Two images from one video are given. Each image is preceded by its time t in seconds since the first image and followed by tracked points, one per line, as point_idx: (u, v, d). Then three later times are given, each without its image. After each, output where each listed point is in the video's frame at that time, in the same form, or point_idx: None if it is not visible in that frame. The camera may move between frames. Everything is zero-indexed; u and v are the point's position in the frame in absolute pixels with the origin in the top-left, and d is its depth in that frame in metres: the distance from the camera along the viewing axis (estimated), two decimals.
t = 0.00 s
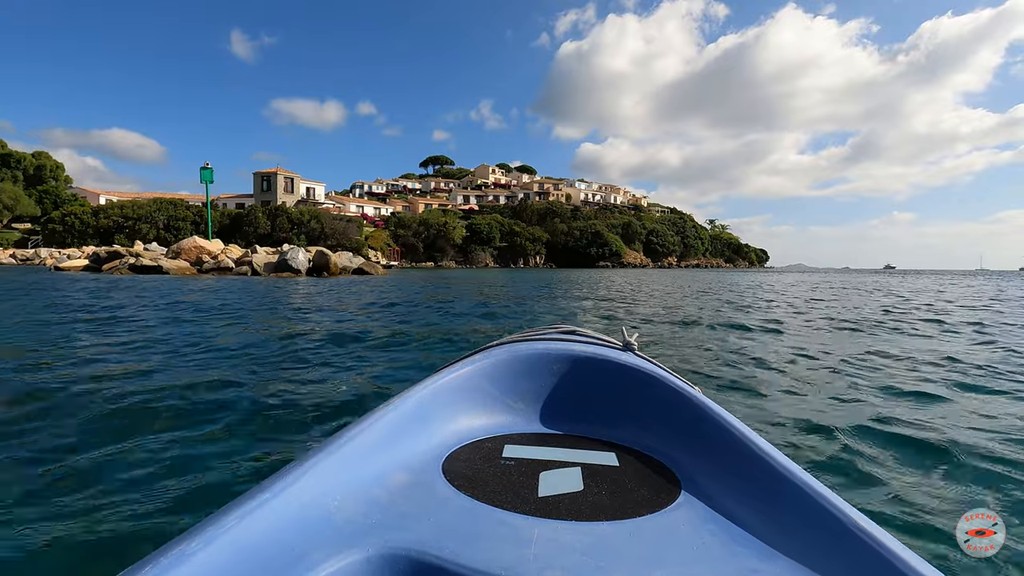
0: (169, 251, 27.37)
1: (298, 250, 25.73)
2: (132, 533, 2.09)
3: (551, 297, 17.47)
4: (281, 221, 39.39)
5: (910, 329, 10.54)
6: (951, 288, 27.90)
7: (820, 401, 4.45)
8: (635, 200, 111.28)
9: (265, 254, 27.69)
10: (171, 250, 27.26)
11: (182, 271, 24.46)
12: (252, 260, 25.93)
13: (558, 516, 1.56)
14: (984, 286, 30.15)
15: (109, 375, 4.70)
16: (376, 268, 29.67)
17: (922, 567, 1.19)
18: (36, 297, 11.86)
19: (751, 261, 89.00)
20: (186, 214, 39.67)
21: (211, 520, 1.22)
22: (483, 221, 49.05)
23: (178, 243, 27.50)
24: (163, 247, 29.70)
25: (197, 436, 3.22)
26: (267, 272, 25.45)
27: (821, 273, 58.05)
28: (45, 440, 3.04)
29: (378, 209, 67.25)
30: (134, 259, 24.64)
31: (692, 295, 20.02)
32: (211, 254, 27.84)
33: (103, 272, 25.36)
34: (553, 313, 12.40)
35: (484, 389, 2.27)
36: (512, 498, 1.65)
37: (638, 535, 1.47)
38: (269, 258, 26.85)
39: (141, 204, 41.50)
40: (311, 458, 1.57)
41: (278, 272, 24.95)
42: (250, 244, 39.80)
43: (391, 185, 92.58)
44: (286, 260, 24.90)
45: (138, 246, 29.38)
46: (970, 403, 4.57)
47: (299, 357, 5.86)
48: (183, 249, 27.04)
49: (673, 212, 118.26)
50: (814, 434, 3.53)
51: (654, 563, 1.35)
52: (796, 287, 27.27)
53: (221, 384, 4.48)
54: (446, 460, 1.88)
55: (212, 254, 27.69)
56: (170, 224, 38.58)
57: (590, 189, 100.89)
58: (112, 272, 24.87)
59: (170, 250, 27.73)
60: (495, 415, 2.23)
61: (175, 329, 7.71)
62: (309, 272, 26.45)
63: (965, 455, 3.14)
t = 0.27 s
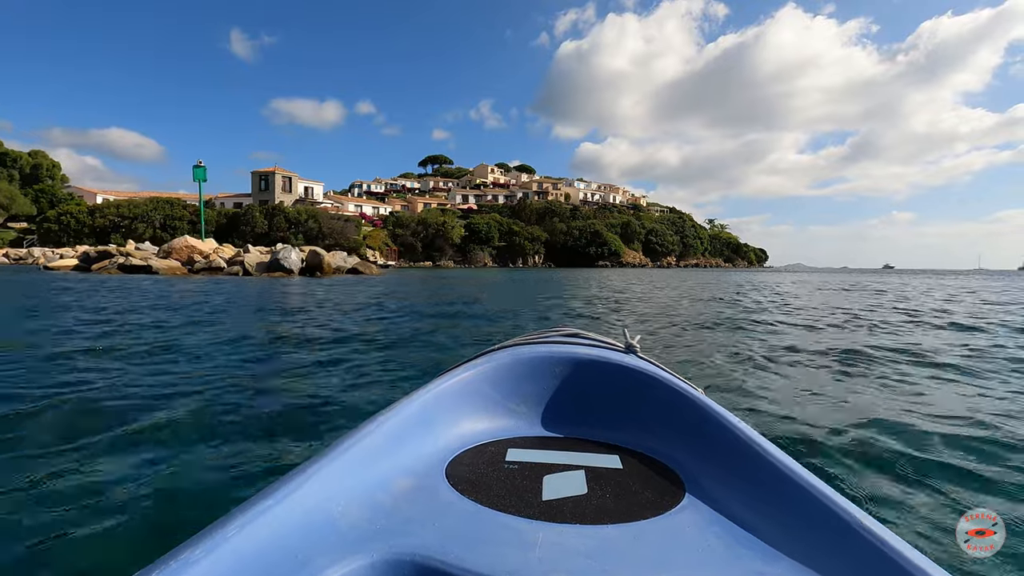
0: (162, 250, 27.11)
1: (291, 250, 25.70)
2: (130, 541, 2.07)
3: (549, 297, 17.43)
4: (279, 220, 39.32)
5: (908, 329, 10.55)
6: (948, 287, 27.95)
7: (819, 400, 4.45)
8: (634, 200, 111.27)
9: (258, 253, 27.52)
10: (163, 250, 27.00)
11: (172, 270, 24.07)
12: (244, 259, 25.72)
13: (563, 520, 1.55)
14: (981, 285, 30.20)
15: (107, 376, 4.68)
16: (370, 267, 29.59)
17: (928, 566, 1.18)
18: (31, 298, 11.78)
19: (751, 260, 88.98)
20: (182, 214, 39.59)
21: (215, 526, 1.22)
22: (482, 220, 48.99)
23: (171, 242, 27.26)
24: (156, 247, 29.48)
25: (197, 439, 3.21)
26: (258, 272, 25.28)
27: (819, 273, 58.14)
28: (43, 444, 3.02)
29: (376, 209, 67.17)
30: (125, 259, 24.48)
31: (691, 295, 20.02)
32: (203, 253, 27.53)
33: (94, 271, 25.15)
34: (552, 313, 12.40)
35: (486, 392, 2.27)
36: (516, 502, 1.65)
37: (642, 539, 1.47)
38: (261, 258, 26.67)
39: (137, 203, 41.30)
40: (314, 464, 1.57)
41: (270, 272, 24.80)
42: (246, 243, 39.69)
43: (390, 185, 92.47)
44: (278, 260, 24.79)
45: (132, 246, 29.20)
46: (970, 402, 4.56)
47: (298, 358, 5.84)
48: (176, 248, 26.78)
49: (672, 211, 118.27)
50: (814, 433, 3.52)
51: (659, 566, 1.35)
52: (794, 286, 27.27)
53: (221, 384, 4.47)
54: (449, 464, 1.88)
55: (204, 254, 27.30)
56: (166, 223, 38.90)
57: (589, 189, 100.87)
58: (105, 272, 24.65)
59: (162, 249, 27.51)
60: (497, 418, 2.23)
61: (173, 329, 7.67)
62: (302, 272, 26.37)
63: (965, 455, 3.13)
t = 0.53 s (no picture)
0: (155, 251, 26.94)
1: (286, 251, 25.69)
2: (130, 542, 2.06)
3: (550, 298, 17.43)
4: (279, 221, 39.36)
5: (910, 331, 10.52)
6: (951, 289, 27.89)
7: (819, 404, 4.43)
8: (636, 201, 111.21)
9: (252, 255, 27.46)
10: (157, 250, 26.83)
11: (166, 271, 23.83)
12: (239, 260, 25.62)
13: (566, 526, 1.54)
14: (984, 287, 30.13)
15: (107, 377, 4.68)
16: (368, 269, 29.63)
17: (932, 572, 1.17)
18: (30, 299, 11.78)
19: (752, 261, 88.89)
20: (182, 214, 39.61)
21: (216, 532, 1.21)
22: (483, 221, 49.02)
23: (164, 243, 27.06)
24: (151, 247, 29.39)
25: (198, 439, 3.21)
26: (253, 273, 25.35)
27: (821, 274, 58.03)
28: (45, 444, 3.02)
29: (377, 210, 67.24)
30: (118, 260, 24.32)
31: (692, 296, 19.99)
32: (199, 254, 27.46)
33: (87, 272, 25.00)
34: (552, 314, 12.38)
35: (488, 397, 2.26)
36: (518, 508, 1.64)
37: (646, 545, 1.46)
38: (256, 258, 26.75)
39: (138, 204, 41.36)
40: (316, 469, 1.56)
41: (265, 273, 24.82)
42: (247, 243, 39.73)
43: (391, 185, 92.57)
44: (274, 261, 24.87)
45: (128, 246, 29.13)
46: (971, 405, 4.55)
47: (299, 360, 5.84)
48: (170, 249, 26.62)
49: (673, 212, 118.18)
50: (814, 435, 3.52)
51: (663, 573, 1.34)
52: (795, 288, 27.22)
53: (221, 386, 4.46)
54: (451, 470, 1.87)
55: (198, 255, 27.29)
56: (166, 224, 38.76)
57: (590, 189, 100.87)
58: (96, 272, 24.42)
59: (156, 250, 27.37)
60: (499, 423, 2.22)
61: (173, 331, 7.67)
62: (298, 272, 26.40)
63: (965, 457, 3.13)
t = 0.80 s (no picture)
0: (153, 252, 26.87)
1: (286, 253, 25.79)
2: (134, 544, 2.09)
3: (553, 299, 17.43)
4: (283, 222, 39.49)
5: (914, 332, 10.49)
6: (958, 290, 27.78)
7: (818, 405, 4.44)
8: (640, 201, 111.18)
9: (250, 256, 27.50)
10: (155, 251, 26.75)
11: (162, 272, 23.80)
12: (236, 262, 25.66)
13: (565, 524, 1.55)
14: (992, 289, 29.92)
15: (111, 380, 4.71)
16: (368, 271, 29.72)
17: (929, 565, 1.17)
18: (34, 301, 11.84)
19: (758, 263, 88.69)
20: (186, 215, 39.74)
21: (217, 535, 1.22)
22: (487, 222, 49.07)
23: (163, 244, 26.95)
24: (150, 248, 29.42)
25: (200, 441, 3.23)
26: (251, 275, 25.47)
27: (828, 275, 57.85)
28: (48, 448, 3.05)
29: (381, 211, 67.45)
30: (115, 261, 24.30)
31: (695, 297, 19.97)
32: (199, 255, 27.46)
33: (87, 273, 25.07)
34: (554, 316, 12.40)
35: (487, 396, 2.27)
36: (516, 506, 1.64)
37: (645, 543, 1.46)
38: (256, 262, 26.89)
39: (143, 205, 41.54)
40: (315, 470, 1.57)
41: (264, 276, 24.97)
42: (250, 245, 39.85)
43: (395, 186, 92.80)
44: (274, 263, 24.99)
45: (129, 247, 29.20)
46: (973, 407, 4.54)
47: (302, 362, 5.88)
48: (168, 250, 26.57)
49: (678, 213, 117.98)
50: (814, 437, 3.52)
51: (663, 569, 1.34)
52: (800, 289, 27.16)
53: (224, 389, 4.49)
54: (451, 468, 1.88)
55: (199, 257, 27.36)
56: (169, 225, 38.78)
57: (595, 190, 100.82)
58: (93, 274, 24.47)
59: (154, 250, 27.36)
60: (499, 421, 2.23)
61: (177, 334, 7.72)
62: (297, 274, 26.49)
63: (966, 457, 3.13)
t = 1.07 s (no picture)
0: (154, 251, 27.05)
1: (286, 251, 25.93)
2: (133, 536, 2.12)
3: (558, 299, 17.41)
4: (289, 221, 39.70)
5: (921, 333, 10.40)
6: (969, 291, 27.49)
7: (818, 405, 4.41)
8: (647, 201, 110.84)
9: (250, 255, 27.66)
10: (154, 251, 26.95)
11: (162, 272, 24.03)
12: (236, 261, 25.82)
13: (554, 515, 1.56)
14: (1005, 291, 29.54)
15: (116, 378, 4.76)
16: (372, 270, 29.82)
17: (913, 560, 1.17)
18: (43, 300, 11.97)
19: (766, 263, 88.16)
20: (192, 215, 39.97)
21: (207, 521, 1.24)
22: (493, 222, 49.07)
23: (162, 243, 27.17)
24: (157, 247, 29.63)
25: (200, 438, 3.27)
26: (251, 275, 25.66)
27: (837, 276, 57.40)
28: (51, 444, 3.09)
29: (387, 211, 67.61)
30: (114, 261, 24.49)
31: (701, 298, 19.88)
32: (199, 254, 27.63)
33: (86, 272, 25.31)
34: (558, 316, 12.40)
35: (480, 388, 2.28)
36: (506, 497, 1.65)
37: (633, 534, 1.47)
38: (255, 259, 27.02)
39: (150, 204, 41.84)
40: (306, 459, 1.58)
41: (266, 274, 25.28)
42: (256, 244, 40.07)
43: (401, 186, 92.99)
44: (273, 262, 25.19)
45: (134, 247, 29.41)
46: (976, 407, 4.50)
47: (305, 360, 5.91)
48: (169, 249, 26.74)
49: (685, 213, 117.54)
50: (815, 436, 3.50)
51: (650, 560, 1.34)
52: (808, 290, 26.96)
53: (226, 387, 4.53)
54: (442, 459, 1.89)
55: (198, 255, 27.54)
56: (176, 224, 39.05)
57: (602, 190, 100.57)
58: (92, 273, 24.69)
59: (155, 250, 27.53)
60: (491, 413, 2.24)
61: (183, 333, 7.78)
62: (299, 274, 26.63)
63: (966, 457, 3.10)
